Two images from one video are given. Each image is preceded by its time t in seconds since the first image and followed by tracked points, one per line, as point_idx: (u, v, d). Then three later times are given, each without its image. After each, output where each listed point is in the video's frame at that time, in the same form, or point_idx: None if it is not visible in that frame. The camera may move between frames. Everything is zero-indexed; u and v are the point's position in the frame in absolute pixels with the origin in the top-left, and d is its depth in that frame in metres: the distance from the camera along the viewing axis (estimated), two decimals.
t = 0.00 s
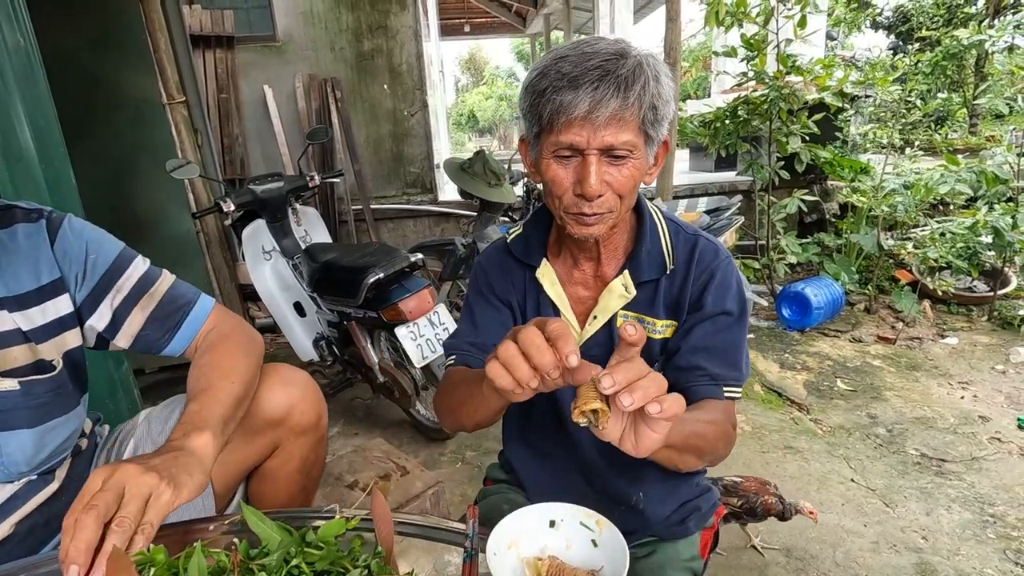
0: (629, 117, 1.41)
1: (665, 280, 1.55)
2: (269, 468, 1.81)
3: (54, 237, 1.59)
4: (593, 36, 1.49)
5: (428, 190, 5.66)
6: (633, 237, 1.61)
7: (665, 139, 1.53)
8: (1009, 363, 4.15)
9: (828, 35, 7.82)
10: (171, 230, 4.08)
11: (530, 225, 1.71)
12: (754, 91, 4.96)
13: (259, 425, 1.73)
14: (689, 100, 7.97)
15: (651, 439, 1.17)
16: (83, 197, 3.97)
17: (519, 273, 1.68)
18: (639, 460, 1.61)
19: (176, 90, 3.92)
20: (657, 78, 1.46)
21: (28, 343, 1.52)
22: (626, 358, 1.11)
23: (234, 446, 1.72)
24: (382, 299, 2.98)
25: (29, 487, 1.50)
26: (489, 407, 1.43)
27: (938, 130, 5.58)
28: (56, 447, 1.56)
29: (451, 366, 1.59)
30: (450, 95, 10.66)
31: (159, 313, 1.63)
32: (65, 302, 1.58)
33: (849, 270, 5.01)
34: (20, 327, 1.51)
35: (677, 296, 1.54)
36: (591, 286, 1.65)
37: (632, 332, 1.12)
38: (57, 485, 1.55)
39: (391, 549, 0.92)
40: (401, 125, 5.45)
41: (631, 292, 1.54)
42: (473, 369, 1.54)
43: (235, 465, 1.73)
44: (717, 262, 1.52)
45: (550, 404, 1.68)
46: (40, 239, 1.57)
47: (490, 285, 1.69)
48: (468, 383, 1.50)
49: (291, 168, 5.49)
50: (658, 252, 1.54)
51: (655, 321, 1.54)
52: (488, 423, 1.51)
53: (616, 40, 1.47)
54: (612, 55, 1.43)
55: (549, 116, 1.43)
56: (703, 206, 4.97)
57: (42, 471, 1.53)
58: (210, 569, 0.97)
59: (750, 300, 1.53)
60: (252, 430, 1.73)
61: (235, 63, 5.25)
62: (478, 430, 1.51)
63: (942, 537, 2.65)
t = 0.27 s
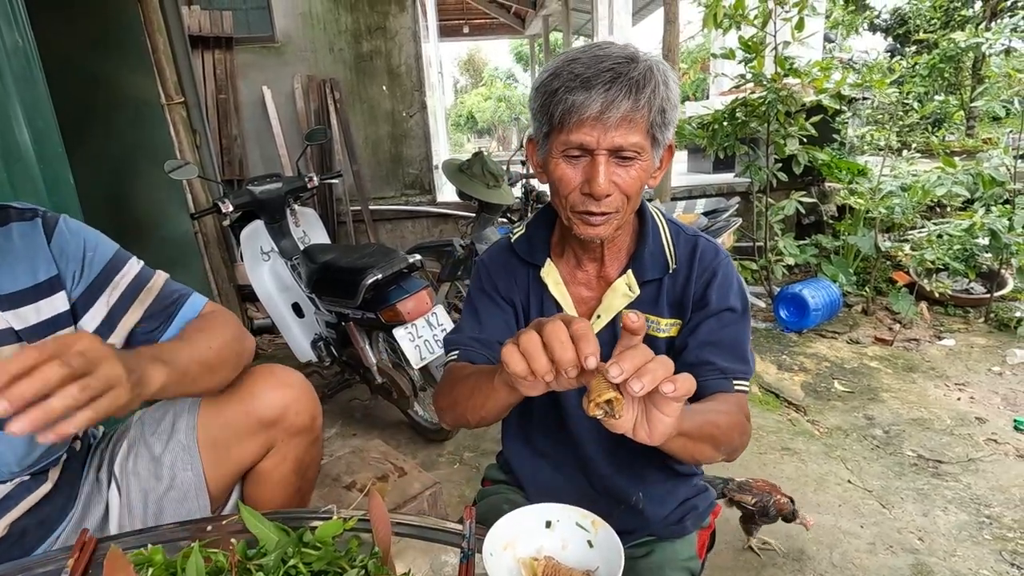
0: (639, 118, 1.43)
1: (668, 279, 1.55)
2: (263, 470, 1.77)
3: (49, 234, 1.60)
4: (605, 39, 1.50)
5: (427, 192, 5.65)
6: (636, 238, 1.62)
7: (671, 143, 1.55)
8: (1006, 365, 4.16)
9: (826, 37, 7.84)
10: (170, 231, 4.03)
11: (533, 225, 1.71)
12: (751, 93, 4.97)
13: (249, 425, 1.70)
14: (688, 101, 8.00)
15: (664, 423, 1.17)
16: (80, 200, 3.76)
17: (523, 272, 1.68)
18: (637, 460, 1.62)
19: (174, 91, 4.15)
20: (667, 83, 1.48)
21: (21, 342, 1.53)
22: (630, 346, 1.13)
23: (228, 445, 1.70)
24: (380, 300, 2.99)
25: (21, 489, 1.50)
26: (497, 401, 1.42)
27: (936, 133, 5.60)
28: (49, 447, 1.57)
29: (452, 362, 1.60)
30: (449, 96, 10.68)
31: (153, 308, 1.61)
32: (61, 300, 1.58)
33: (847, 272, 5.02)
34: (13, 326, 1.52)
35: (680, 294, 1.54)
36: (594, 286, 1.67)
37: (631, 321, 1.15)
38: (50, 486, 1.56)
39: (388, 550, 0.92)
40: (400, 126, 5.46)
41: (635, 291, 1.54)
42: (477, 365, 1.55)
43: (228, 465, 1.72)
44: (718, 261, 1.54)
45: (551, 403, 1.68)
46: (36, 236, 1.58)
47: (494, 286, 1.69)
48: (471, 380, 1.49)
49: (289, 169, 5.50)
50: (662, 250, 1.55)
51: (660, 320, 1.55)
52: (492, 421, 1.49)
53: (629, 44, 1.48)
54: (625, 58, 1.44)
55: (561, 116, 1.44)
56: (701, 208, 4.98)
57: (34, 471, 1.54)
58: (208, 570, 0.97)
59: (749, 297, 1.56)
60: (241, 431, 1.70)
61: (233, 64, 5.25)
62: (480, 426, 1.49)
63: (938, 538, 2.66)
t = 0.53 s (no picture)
0: (622, 113, 1.42)
1: (669, 282, 1.55)
2: (261, 468, 1.77)
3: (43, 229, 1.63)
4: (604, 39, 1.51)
5: (426, 192, 5.66)
6: (638, 240, 1.62)
7: (671, 143, 1.53)
8: (1004, 366, 4.17)
9: (825, 39, 7.86)
10: (170, 231, 4.04)
11: (537, 226, 1.71)
12: (750, 95, 4.98)
13: (248, 423, 1.71)
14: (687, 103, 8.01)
15: (655, 416, 1.17)
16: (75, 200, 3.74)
17: (525, 272, 1.68)
18: (635, 461, 1.62)
19: (173, 91, 4.07)
20: (659, 80, 1.45)
21: (20, 337, 1.51)
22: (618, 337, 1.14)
23: (227, 442, 1.71)
24: (379, 301, 2.99)
25: (25, 485, 1.49)
26: (493, 397, 1.42)
27: (934, 135, 5.61)
28: (53, 442, 1.56)
29: (451, 360, 1.59)
30: (448, 97, 10.70)
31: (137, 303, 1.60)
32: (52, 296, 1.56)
33: (845, 273, 5.03)
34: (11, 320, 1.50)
35: (681, 296, 1.54)
36: (596, 287, 1.67)
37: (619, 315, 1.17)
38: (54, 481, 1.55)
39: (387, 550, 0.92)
40: (399, 127, 5.46)
41: (637, 292, 1.56)
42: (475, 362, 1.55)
43: (226, 462, 1.73)
44: (720, 264, 1.54)
45: (551, 403, 1.69)
46: (27, 230, 1.61)
47: (496, 287, 1.69)
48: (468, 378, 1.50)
49: (288, 170, 5.49)
50: (664, 252, 1.56)
51: (661, 321, 1.55)
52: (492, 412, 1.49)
53: (625, 43, 1.49)
54: (614, 55, 1.45)
55: (549, 111, 1.47)
56: (700, 210, 4.98)
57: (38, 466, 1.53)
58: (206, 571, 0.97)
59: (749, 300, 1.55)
60: (241, 428, 1.70)
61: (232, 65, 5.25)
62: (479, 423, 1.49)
63: (936, 539, 2.67)
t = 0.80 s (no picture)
0: (619, 121, 1.42)
1: (667, 286, 1.56)
2: (260, 465, 1.77)
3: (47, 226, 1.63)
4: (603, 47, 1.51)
5: (425, 194, 5.68)
6: (637, 244, 1.63)
7: (670, 150, 1.53)
8: (1001, 368, 4.18)
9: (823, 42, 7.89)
10: (170, 231, 4.07)
11: (537, 228, 1.72)
12: (749, 98, 4.99)
13: (248, 420, 1.71)
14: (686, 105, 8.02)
15: (635, 418, 1.19)
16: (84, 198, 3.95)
17: (524, 275, 1.69)
18: (633, 461, 1.63)
19: (173, 92, 3.97)
20: (658, 88, 1.45)
21: (26, 334, 1.52)
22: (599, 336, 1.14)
23: (226, 438, 1.71)
24: (378, 302, 2.99)
25: (28, 482, 1.50)
26: (487, 400, 1.43)
27: (931, 137, 5.63)
28: (57, 439, 1.56)
29: (451, 362, 1.60)
30: (447, 98, 10.71)
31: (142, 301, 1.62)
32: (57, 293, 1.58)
33: (843, 275, 5.04)
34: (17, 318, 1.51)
35: (678, 301, 1.55)
36: (594, 290, 1.67)
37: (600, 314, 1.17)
38: (56, 478, 1.55)
39: (386, 551, 0.92)
40: (398, 128, 5.47)
41: (634, 297, 1.56)
42: (472, 363, 1.56)
43: (225, 459, 1.73)
44: (717, 268, 1.54)
45: (548, 404, 1.70)
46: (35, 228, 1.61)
47: (496, 289, 1.70)
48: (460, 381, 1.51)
49: (287, 171, 5.50)
50: (661, 255, 1.56)
51: (657, 325, 1.55)
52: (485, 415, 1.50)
53: (626, 50, 1.49)
54: (612, 63, 1.45)
55: (548, 117, 1.48)
56: (699, 212, 4.99)
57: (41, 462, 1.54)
58: (206, 572, 0.97)
59: (746, 307, 1.55)
60: (240, 425, 1.71)
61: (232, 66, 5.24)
62: (474, 425, 1.50)
63: (934, 541, 2.67)
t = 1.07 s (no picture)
0: (620, 130, 1.43)
1: (668, 287, 1.56)
2: (260, 455, 1.76)
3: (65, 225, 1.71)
4: (603, 51, 1.50)
5: (424, 195, 5.69)
6: (636, 246, 1.64)
7: (670, 155, 1.54)
8: (999, 370, 4.19)
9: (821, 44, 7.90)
10: (170, 232, 4.07)
11: (533, 234, 1.73)
12: (747, 100, 5.00)
13: (247, 408, 1.71)
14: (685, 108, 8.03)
15: (637, 416, 1.17)
16: (82, 199, 3.95)
17: (521, 281, 1.69)
18: (633, 463, 1.63)
19: (173, 93, 3.97)
20: (658, 94, 1.45)
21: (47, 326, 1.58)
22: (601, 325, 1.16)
23: (225, 425, 1.70)
24: (377, 303, 2.99)
25: (45, 473, 1.52)
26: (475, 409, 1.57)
27: (929, 139, 5.64)
28: (73, 428, 1.60)
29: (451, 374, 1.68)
30: (446, 99, 10.72)
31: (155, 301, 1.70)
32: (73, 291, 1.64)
33: (841, 277, 5.05)
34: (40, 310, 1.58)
35: (680, 302, 1.54)
36: (594, 294, 1.69)
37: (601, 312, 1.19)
38: (68, 474, 1.58)
39: (386, 554, 0.92)
40: (397, 130, 5.48)
41: (636, 300, 1.56)
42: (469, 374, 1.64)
43: (225, 448, 1.72)
44: (717, 267, 1.54)
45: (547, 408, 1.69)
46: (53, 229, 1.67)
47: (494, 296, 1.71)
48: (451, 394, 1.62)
49: (287, 172, 5.50)
50: (661, 259, 1.56)
51: (660, 328, 1.55)
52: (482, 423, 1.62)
53: (626, 54, 1.48)
54: (612, 70, 1.44)
55: (548, 125, 1.48)
56: (697, 213, 5.00)
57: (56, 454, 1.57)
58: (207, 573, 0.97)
59: (747, 305, 1.55)
60: (241, 412, 1.70)
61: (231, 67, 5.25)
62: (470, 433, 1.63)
63: (932, 542, 2.68)
